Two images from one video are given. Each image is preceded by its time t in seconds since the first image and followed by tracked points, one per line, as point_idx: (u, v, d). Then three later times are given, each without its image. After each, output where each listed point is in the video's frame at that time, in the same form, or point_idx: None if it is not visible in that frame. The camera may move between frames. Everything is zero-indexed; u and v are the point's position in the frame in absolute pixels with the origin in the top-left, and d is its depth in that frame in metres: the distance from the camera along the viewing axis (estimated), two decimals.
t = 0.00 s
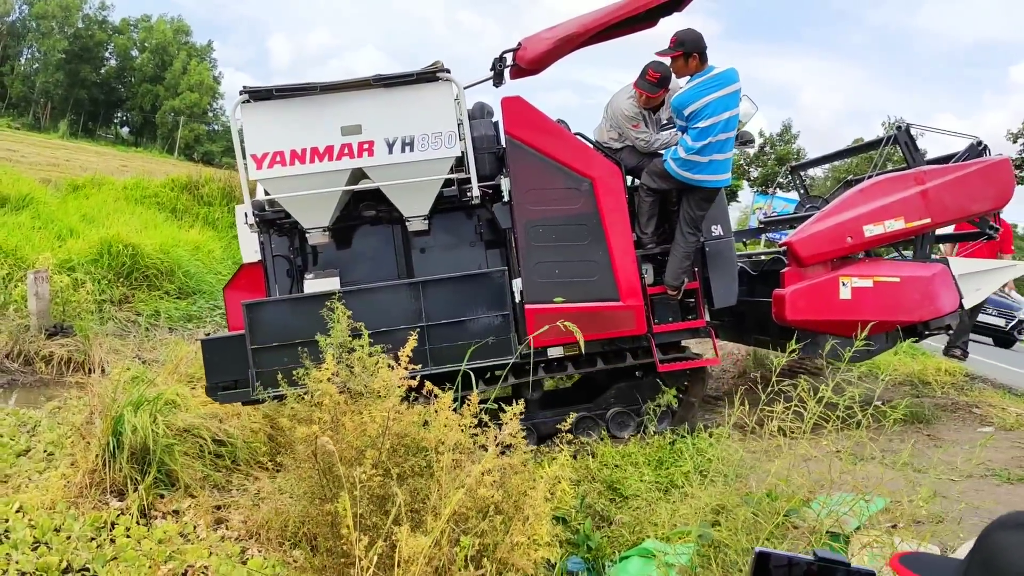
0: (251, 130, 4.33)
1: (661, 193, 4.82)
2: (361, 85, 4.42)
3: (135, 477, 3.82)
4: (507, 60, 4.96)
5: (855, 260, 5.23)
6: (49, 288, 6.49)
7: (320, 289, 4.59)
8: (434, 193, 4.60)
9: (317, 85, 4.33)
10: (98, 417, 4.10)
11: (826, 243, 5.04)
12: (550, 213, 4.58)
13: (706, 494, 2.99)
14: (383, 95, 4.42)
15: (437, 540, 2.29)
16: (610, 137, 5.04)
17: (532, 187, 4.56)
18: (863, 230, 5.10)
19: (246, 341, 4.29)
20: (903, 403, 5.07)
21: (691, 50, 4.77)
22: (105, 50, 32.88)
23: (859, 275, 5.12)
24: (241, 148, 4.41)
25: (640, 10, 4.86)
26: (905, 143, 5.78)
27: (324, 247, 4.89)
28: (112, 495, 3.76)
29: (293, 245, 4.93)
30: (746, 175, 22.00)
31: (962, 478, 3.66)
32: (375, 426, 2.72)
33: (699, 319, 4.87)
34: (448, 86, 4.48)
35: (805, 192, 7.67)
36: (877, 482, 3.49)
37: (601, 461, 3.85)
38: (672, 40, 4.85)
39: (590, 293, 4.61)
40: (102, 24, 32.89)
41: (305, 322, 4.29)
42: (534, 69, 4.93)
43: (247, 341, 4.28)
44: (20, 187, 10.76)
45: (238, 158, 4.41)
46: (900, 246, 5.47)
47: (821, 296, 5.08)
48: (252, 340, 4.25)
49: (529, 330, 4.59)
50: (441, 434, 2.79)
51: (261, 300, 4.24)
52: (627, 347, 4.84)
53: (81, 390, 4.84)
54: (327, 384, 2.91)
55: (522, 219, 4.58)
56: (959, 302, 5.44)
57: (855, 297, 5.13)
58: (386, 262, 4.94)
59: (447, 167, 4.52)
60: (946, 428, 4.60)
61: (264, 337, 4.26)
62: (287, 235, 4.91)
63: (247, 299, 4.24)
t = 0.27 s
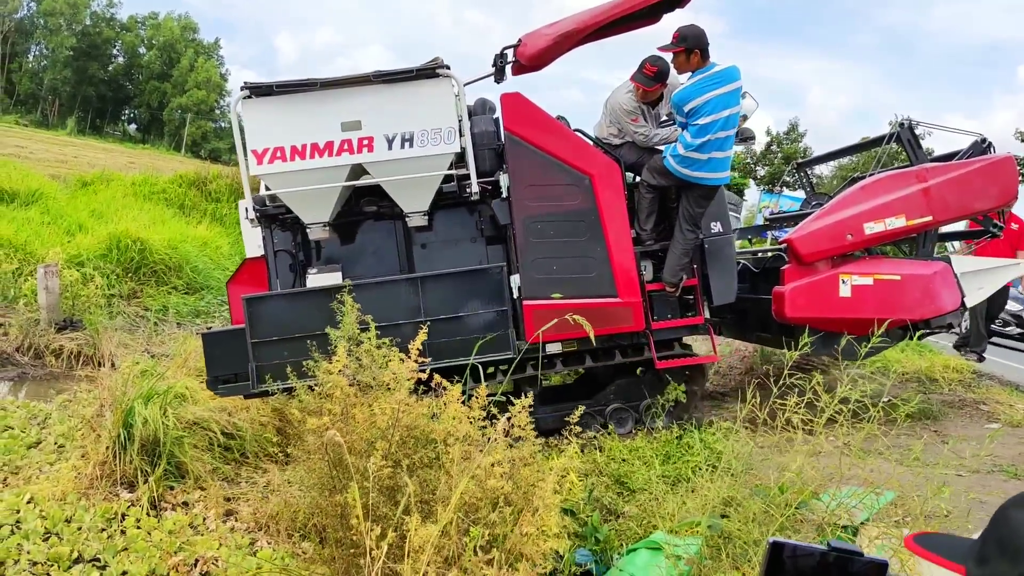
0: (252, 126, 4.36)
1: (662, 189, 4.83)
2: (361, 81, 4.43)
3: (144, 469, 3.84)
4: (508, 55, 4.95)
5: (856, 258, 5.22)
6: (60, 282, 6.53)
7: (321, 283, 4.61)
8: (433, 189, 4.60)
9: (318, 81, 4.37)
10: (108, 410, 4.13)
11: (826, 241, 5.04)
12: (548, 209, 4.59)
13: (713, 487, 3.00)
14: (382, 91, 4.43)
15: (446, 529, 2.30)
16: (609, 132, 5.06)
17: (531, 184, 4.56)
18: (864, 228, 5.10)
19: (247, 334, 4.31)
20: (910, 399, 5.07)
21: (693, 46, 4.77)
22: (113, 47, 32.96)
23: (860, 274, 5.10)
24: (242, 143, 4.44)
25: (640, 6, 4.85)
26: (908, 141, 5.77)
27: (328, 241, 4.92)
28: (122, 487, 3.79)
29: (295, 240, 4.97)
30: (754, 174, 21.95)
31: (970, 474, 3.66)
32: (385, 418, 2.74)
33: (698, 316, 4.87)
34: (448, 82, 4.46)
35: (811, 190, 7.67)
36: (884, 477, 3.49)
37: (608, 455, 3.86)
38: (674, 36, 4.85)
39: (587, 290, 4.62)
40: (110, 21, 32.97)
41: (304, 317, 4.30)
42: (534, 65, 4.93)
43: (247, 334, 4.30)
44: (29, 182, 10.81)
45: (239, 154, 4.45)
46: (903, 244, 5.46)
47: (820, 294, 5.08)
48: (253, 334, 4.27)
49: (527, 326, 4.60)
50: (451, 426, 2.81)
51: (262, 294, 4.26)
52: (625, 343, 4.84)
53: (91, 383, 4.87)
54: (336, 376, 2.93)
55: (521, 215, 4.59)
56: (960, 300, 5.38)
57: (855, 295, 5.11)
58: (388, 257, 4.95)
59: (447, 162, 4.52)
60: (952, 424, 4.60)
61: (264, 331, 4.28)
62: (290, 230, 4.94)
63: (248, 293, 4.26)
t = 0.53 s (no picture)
0: (253, 124, 4.39)
1: (661, 186, 4.81)
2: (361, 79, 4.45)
3: (156, 463, 3.87)
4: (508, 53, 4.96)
5: (857, 255, 5.24)
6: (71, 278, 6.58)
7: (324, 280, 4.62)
8: (433, 186, 4.60)
9: (318, 78, 4.37)
10: (119, 404, 4.17)
11: (825, 239, 5.07)
12: (547, 206, 4.61)
13: (723, 481, 3.01)
14: (382, 89, 4.44)
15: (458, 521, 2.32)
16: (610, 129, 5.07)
17: (530, 181, 4.58)
18: (864, 226, 5.11)
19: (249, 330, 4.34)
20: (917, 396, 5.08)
21: (693, 43, 4.77)
22: (121, 46, 33.05)
23: (860, 271, 5.11)
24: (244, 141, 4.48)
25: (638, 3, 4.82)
26: (911, 137, 5.76)
27: (332, 237, 4.92)
28: (134, 480, 3.82)
29: (298, 237, 4.95)
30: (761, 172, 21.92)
31: (978, 469, 3.66)
32: (397, 412, 2.74)
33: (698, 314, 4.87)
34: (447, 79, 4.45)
35: (818, 188, 7.67)
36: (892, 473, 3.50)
37: (618, 450, 3.88)
38: (675, 33, 4.85)
39: (586, 287, 4.62)
40: (118, 20, 33.08)
41: (306, 313, 4.32)
42: (533, 62, 4.93)
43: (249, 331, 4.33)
44: (39, 180, 10.87)
45: (240, 152, 4.48)
46: (906, 241, 5.45)
47: (819, 292, 5.11)
48: (254, 330, 4.30)
49: (525, 324, 4.63)
50: (464, 420, 2.83)
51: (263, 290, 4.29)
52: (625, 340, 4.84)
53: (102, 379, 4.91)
54: (347, 370, 2.95)
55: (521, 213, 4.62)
56: (962, 298, 5.33)
57: (855, 293, 5.12)
58: (390, 254, 4.95)
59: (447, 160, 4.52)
60: (960, 422, 4.60)
61: (266, 327, 4.30)
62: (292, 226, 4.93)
63: (250, 289, 4.28)
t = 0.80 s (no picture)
0: (258, 123, 4.42)
1: (663, 184, 4.82)
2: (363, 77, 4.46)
3: (171, 456, 3.90)
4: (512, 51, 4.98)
5: (863, 254, 5.24)
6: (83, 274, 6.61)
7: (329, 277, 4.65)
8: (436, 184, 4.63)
9: (320, 77, 4.38)
10: (134, 399, 4.20)
11: (830, 237, 5.08)
12: (548, 204, 4.61)
13: (735, 475, 3.03)
14: (383, 87, 4.45)
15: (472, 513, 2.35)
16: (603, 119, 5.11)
17: (532, 179, 4.59)
18: (869, 224, 5.11)
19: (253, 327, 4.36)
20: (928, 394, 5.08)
21: (695, 41, 4.76)
22: (131, 45, 33.17)
23: (864, 270, 5.10)
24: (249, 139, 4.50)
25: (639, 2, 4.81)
26: (917, 135, 5.75)
27: (339, 233, 4.95)
28: (149, 474, 3.85)
29: (305, 233, 4.95)
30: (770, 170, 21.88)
31: (988, 466, 3.67)
32: (411, 406, 2.76)
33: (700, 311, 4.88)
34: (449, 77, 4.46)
35: (828, 186, 7.66)
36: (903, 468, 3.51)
37: (630, 445, 3.89)
38: (676, 30, 4.84)
39: (587, 284, 4.63)
40: (128, 19, 33.20)
41: (310, 310, 4.33)
42: (535, 60, 4.95)
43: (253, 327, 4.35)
44: (51, 177, 10.94)
45: (244, 150, 4.51)
46: (914, 239, 5.44)
47: (823, 290, 5.11)
48: (259, 326, 4.32)
49: (527, 321, 4.64)
50: (477, 414, 2.85)
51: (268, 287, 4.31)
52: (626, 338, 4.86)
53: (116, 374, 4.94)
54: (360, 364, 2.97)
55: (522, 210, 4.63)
56: (969, 297, 5.34)
57: (859, 292, 5.11)
58: (397, 251, 4.97)
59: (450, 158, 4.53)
60: (970, 419, 4.60)
61: (270, 323, 4.32)
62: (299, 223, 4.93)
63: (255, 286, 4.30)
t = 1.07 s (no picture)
0: (264, 122, 4.45)
1: (667, 184, 4.78)
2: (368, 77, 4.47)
3: (186, 453, 3.93)
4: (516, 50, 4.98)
5: (870, 254, 5.23)
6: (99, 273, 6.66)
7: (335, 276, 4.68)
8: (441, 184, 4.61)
9: (325, 78, 4.39)
10: (149, 396, 4.23)
11: (835, 236, 5.09)
12: (552, 203, 4.61)
13: (751, 471, 3.02)
14: (388, 87, 4.46)
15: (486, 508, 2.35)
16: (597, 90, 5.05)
17: (535, 178, 4.60)
18: (875, 224, 5.11)
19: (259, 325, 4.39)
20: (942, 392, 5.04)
21: (698, 40, 4.74)
22: (144, 45, 33.34)
23: (871, 270, 5.09)
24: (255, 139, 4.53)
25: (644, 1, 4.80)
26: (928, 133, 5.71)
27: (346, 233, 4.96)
28: (165, 470, 3.87)
29: (312, 233, 4.99)
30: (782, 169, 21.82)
31: (1005, 465, 3.64)
32: (426, 402, 2.75)
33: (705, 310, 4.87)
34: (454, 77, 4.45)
35: (841, 184, 7.63)
36: (918, 467, 3.49)
37: (643, 443, 3.89)
38: (680, 29, 4.81)
39: (591, 283, 4.63)
40: (141, 19, 33.37)
41: (315, 308, 4.35)
42: (538, 59, 4.95)
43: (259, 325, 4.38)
44: (67, 177, 11.01)
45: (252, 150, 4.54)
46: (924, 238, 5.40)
47: (828, 291, 5.13)
48: (264, 324, 4.35)
49: (530, 321, 4.63)
50: (491, 410, 2.85)
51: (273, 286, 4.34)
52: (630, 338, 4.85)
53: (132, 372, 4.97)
54: (376, 360, 2.98)
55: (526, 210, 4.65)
56: (978, 297, 5.27)
57: (866, 292, 5.11)
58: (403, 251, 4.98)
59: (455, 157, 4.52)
60: (985, 418, 4.57)
61: (275, 321, 4.35)
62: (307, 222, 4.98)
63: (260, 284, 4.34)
